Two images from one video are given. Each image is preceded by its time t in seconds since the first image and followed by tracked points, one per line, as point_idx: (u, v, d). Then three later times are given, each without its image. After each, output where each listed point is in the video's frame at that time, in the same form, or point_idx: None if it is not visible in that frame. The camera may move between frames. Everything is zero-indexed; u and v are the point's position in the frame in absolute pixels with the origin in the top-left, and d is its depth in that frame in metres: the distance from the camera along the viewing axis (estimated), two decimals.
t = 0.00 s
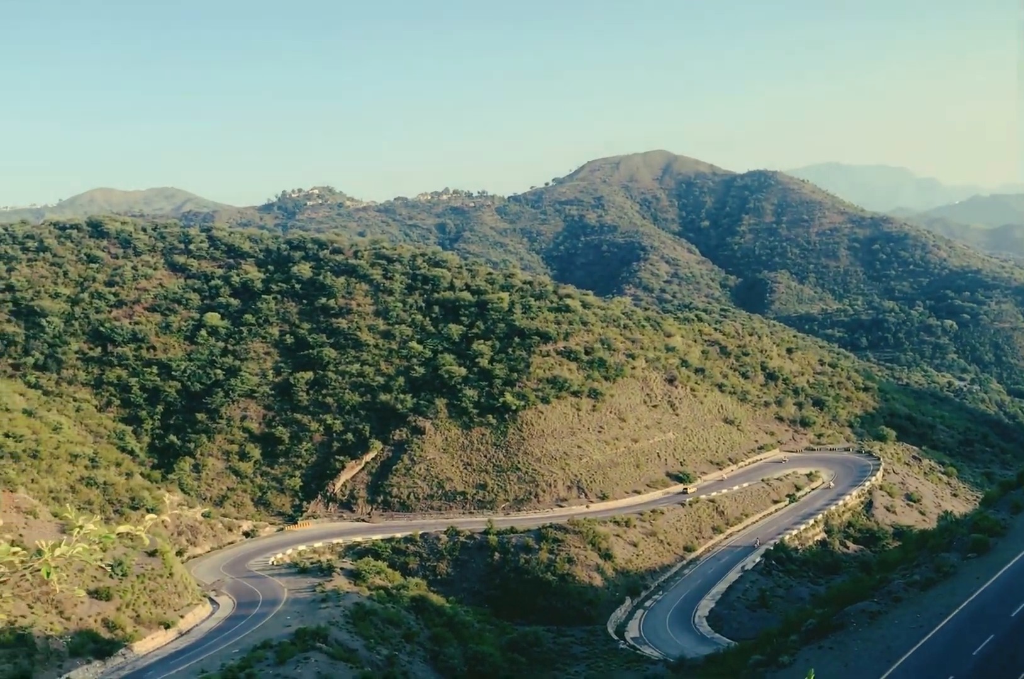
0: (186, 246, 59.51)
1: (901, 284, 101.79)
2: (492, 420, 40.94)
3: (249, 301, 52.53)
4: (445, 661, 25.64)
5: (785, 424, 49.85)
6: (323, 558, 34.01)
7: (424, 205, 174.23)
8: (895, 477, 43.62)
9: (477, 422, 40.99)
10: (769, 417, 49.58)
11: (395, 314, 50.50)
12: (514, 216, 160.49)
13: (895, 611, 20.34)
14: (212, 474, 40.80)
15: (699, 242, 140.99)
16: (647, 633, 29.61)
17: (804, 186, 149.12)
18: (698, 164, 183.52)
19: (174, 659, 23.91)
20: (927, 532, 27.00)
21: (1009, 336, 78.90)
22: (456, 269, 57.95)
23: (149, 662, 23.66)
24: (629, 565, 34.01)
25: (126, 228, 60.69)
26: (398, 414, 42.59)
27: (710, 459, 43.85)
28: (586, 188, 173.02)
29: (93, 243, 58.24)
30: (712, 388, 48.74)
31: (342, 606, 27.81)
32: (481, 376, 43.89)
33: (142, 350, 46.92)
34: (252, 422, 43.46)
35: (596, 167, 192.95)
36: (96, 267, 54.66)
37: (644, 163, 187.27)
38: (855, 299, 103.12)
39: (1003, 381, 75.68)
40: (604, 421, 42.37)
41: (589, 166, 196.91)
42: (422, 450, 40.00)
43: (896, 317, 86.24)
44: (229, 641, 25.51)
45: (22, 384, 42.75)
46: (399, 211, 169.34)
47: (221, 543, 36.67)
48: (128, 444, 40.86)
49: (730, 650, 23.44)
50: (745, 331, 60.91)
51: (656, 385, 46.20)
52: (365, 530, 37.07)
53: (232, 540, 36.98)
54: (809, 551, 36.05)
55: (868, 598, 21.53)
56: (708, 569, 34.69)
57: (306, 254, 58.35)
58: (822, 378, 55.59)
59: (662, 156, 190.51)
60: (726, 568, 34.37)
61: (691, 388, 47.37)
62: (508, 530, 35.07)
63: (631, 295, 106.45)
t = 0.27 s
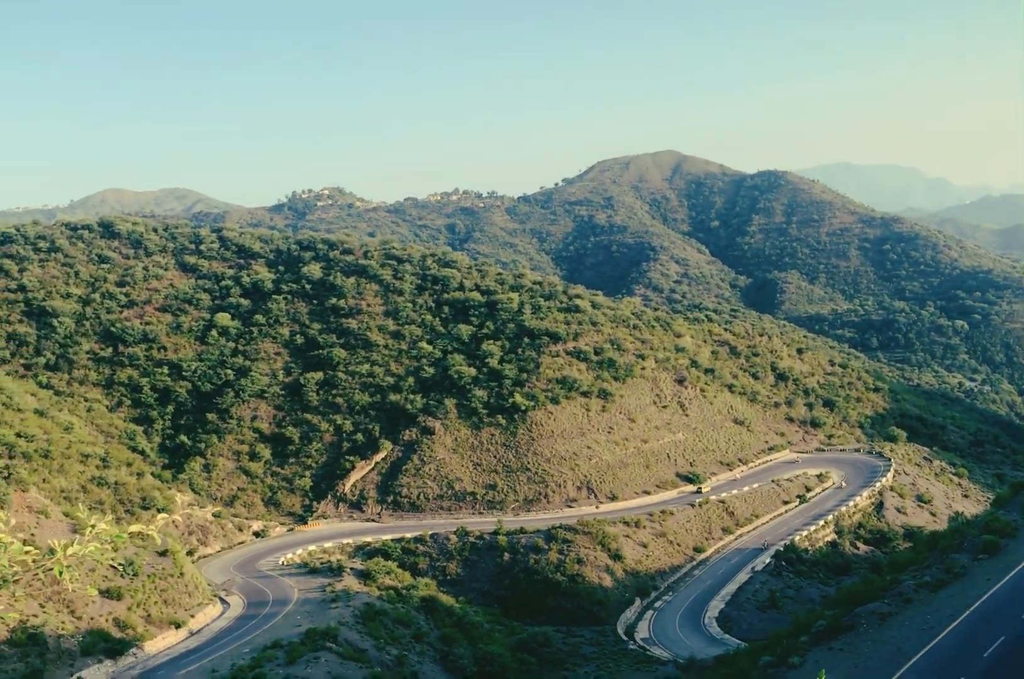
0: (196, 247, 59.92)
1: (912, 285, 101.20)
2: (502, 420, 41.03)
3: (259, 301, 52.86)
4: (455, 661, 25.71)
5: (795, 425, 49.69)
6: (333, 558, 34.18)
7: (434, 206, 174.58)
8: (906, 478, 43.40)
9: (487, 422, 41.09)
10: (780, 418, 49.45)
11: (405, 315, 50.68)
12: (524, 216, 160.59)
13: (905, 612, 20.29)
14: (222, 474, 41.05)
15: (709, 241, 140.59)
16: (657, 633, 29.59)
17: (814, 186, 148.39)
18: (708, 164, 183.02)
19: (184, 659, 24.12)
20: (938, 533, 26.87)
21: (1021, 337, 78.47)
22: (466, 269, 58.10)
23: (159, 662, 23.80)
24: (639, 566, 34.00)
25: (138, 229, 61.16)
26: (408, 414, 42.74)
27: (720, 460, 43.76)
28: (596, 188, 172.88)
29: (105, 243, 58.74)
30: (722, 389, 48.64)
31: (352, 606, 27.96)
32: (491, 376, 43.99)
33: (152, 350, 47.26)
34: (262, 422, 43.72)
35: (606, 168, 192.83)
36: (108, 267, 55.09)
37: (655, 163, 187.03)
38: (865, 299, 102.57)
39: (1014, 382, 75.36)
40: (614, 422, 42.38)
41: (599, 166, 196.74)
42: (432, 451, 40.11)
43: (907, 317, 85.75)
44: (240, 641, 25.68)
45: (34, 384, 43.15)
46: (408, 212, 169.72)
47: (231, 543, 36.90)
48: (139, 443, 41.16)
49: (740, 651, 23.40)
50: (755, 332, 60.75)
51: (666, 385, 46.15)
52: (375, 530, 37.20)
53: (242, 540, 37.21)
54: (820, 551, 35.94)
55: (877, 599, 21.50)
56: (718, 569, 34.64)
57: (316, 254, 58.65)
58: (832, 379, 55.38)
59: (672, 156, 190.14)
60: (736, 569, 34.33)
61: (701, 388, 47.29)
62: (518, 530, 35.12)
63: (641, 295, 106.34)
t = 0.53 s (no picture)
0: (206, 247, 60.28)
1: (921, 285, 100.62)
2: (510, 420, 41.12)
3: (269, 301, 53.13)
4: (464, 660, 25.78)
5: (805, 425, 49.57)
6: (342, 557, 34.34)
7: (443, 206, 174.81)
8: (915, 478, 43.22)
9: (496, 422, 41.18)
10: (789, 418, 49.33)
11: (414, 314, 50.84)
12: (532, 216, 160.60)
13: (915, 613, 20.24)
14: (232, 474, 41.29)
15: (718, 241, 140.22)
16: (666, 634, 29.60)
17: (824, 185, 147.74)
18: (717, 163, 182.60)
19: (195, 657, 24.32)
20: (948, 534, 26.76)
21: None
22: (475, 269, 58.24)
23: (169, 661, 23.95)
24: (648, 566, 34.00)
25: (148, 229, 61.56)
26: (417, 414, 42.90)
27: (729, 460, 43.70)
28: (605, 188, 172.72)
29: (115, 243, 59.16)
30: (731, 389, 48.55)
31: (361, 606, 28.11)
32: (500, 376, 44.07)
33: (163, 350, 47.56)
34: (272, 421, 43.95)
35: (615, 167, 192.64)
36: (118, 267, 55.47)
37: (664, 163, 186.72)
38: (875, 299, 102.07)
39: None
40: (623, 421, 42.39)
41: (608, 166, 196.55)
42: (441, 451, 40.23)
43: (917, 317, 85.25)
44: (250, 640, 25.87)
45: (45, 384, 43.49)
46: (417, 212, 170.03)
47: (241, 543, 37.11)
48: (149, 443, 41.45)
49: (749, 651, 23.37)
50: (764, 331, 60.60)
51: (675, 385, 46.10)
52: (384, 530, 37.33)
53: (252, 539, 37.41)
54: (829, 552, 35.86)
55: (887, 600, 21.45)
56: (727, 570, 34.61)
57: (326, 254, 58.91)
58: (842, 379, 55.17)
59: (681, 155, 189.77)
60: (745, 570, 34.29)
61: (710, 388, 47.22)
62: (527, 530, 35.17)
63: (650, 294, 106.19)
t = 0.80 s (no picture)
0: (214, 247, 60.55)
1: (929, 285, 100.15)
2: (518, 420, 41.18)
3: (277, 301, 53.36)
4: (471, 660, 25.83)
5: (812, 425, 49.46)
6: (350, 557, 34.48)
7: (451, 205, 174.97)
8: (923, 478, 43.07)
9: (503, 422, 41.26)
10: (796, 418, 49.24)
11: (421, 314, 50.95)
12: (540, 216, 160.61)
13: (923, 614, 20.19)
14: (240, 473, 41.43)
15: (725, 241, 139.90)
16: (673, 634, 29.59)
17: (832, 185, 147.18)
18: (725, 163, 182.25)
19: (203, 656, 24.48)
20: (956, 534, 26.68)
21: None
22: (483, 269, 58.32)
23: (177, 660, 24.09)
24: (655, 566, 33.99)
25: (157, 229, 61.88)
26: (425, 414, 43.01)
27: (737, 460, 43.65)
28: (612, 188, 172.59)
29: (124, 243, 59.51)
30: (739, 389, 48.47)
31: (369, 605, 28.22)
32: (507, 376, 44.13)
33: (171, 350, 47.83)
34: (280, 421, 44.15)
35: (622, 167, 192.45)
36: (127, 267, 55.78)
37: (672, 163, 186.46)
38: (882, 299, 101.64)
39: None
40: (630, 421, 42.39)
41: (615, 166, 196.39)
42: (449, 450, 40.31)
43: (925, 317, 84.83)
44: (258, 639, 26.02)
45: (54, 383, 43.80)
46: (425, 212, 170.25)
47: (248, 542, 37.26)
48: (157, 443, 41.68)
49: (756, 652, 23.34)
50: (772, 331, 60.46)
51: (682, 385, 46.06)
52: (392, 529, 37.44)
53: (260, 538, 37.58)
54: (837, 552, 35.79)
55: (895, 600, 21.41)
56: (734, 570, 34.57)
57: (333, 254, 59.12)
58: (850, 379, 55.00)
59: (689, 155, 189.46)
60: (752, 570, 34.25)
61: (718, 388, 47.14)
62: (534, 530, 35.20)
63: (657, 294, 106.06)
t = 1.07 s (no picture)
0: (221, 247, 60.77)
1: (935, 285, 99.53)
2: (524, 419, 41.25)
3: (284, 300, 53.55)
4: (477, 659, 25.89)
5: (819, 425, 49.40)
6: (356, 556, 34.59)
7: (457, 205, 175.06)
8: (930, 478, 42.95)
9: (509, 421, 41.32)
10: (802, 418, 49.17)
11: (427, 314, 51.06)
12: (546, 215, 160.57)
13: (929, 615, 20.17)
14: (246, 472, 41.58)
15: (732, 240, 139.63)
16: (679, 633, 29.59)
17: (839, 184, 146.73)
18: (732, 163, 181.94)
19: (210, 655, 24.63)
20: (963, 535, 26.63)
21: None
22: (489, 268, 58.39)
23: (184, 659, 24.24)
24: (661, 566, 34.00)
25: (164, 229, 62.15)
26: (431, 414, 43.11)
27: (743, 460, 43.61)
28: (618, 188, 172.49)
29: (132, 243, 59.79)
30: (745, 389, 48.40)
31: (375, 604, 28.33)
32: (514, 375, 44.18)
33: (178, 349, 48.04)
34: (286, 421, 44.31)
35: (629, 167, 192.28)
36: (134, 267, 56.04)
37: (678, 162, 186.26)
38: (889, 299, 101.22)
39: None
40: (636, 421, 42.40)
41: (622, 166, 196.23)
42: (455, 450, 40.37)
43: (931, 317, 84.36)
44: (265, 638, 26.17)
45: (62, 383, 44.03)
46: (431, 212, 170.43)
47: (255, 541, 37.38)
48: (165, 442, 41.87)
49: (762, 651, 23.34)
50: (778, 331, 60.33)
51: (689, 385, 46.02)
52: (398, 529, 37.54)
53: (267, 537, 37.71)
54: (842, 552, 35.76)
55: (901, 602, 21.38)
56: (740, 570, 34.56)
57: (340, 254, 59.28)
58: (856, 379, 54.83)
59: (695, 155, 189.23)
60: (758, 570, 34.23)
61: (724, 388, 47.09)
62: (540, 530, 35.23)
63: (663, 294, 105.95)
